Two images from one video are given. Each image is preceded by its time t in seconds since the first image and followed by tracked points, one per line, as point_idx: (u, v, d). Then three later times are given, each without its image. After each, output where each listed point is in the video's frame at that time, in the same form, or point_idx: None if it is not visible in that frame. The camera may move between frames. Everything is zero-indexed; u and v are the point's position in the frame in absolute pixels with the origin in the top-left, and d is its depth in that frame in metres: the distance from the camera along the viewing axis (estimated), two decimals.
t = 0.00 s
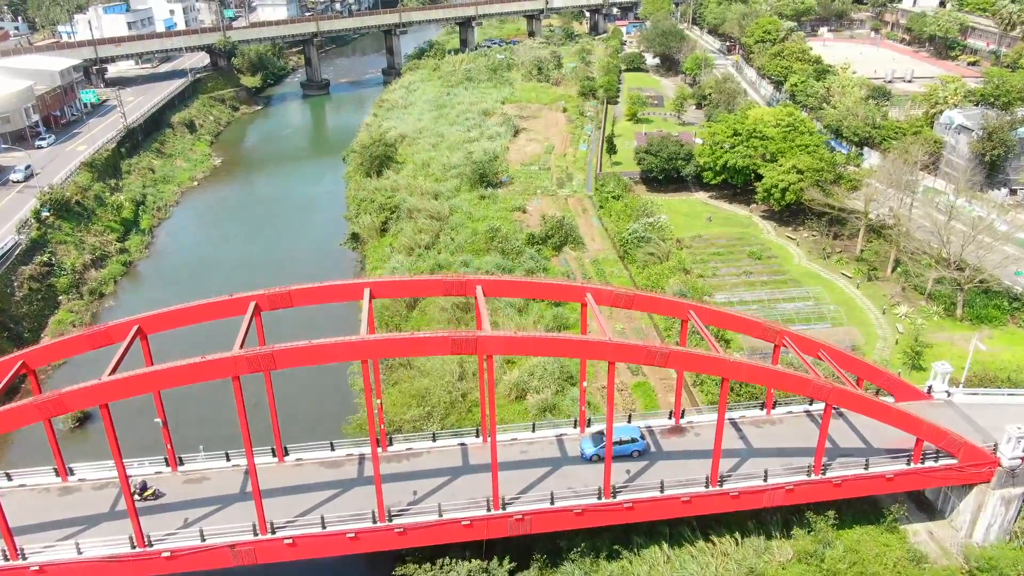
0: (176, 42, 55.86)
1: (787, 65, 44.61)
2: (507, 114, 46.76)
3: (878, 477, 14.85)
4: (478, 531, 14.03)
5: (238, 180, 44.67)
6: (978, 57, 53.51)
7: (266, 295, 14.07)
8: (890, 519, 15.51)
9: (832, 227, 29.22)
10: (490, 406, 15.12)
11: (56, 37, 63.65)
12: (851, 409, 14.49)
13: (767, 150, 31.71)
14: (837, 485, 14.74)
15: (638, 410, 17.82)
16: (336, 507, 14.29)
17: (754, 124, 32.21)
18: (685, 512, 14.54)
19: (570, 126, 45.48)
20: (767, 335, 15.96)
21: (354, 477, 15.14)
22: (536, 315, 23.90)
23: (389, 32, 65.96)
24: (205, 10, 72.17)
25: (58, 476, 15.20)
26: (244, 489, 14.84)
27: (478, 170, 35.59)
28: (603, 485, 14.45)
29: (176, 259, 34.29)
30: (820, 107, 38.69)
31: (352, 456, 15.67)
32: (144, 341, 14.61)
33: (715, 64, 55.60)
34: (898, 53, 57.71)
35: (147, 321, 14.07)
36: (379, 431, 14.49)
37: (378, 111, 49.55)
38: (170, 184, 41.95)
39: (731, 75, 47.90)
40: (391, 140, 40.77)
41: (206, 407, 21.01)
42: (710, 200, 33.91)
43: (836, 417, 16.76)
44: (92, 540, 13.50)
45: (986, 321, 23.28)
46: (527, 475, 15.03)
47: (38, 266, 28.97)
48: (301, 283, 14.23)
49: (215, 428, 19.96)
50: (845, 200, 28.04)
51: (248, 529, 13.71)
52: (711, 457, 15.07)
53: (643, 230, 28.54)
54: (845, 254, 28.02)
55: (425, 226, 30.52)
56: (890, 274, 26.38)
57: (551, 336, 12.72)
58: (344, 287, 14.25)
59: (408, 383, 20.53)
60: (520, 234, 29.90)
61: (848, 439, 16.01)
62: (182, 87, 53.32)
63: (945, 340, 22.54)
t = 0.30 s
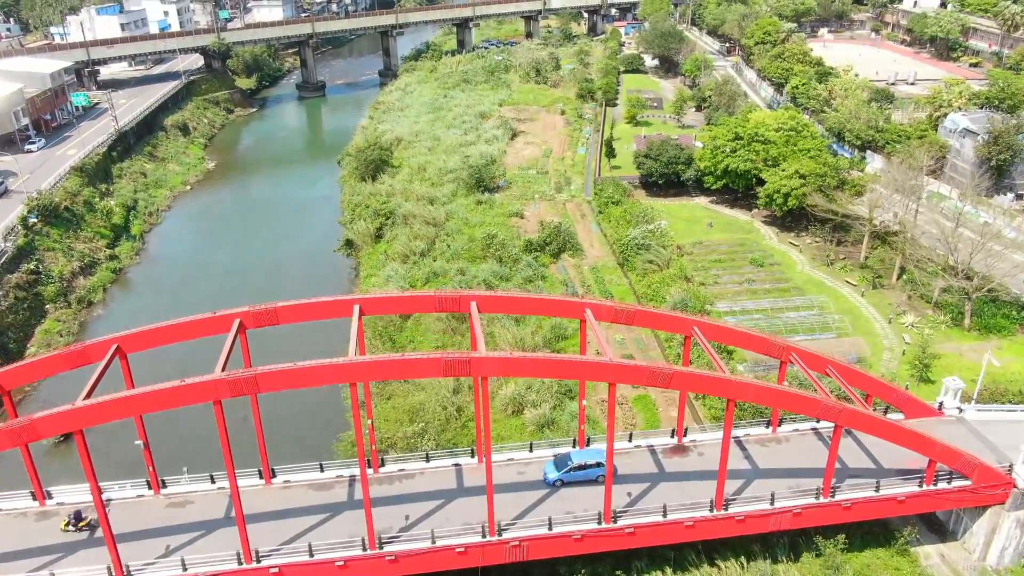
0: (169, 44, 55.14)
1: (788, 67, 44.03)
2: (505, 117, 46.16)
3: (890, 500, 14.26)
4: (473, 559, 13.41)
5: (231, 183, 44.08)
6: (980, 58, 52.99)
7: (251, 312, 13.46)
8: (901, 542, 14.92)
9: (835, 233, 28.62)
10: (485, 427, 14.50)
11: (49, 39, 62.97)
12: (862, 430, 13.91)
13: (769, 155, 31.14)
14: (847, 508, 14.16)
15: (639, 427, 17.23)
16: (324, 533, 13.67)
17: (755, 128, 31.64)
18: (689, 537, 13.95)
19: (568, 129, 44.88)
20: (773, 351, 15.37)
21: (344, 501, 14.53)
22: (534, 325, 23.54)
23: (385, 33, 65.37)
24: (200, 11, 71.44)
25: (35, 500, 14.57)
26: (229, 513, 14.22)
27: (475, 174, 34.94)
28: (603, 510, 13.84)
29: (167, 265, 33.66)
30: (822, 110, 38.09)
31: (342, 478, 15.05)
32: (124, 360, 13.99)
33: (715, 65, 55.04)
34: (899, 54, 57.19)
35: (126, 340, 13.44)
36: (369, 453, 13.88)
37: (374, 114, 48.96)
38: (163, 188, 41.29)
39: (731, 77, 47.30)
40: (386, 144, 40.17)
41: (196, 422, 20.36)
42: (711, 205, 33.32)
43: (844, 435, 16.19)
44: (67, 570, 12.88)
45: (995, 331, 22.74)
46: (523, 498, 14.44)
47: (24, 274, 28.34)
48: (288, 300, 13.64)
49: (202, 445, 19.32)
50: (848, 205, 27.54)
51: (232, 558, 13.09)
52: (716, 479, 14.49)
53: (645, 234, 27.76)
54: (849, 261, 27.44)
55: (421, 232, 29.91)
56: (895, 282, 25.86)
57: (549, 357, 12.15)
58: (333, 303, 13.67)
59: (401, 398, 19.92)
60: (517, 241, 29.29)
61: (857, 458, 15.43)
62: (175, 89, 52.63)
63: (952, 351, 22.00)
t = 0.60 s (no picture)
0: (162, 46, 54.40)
1: (789, 69, 43.42)
2: (502, 120, 45.54)
3: (904, 527, 13.63)
4: None
5: (224, 187, 43.39)
6: (982, 60, 52.46)
7: (233, 333, 12.80)
8: (915, 569, 14.29)
9: (840, 240, 27.99)
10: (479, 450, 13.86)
11: (41, 40, 62.23)
12: (874, 455, 13.27)
13: (772, 160, 30.48)
14: (859, 536, 13.52)
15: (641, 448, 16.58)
16: (311, 564, 13.01)
17: (757, 132, 30.98)
18: (694, 566, 13.30)
19: (567, 132, 44.25)
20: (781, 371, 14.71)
21: (333, 528, 13.86)
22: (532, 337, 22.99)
23: (382, 34, 64.77)
24: (195, 12, 70.72)
25: (8, 528, 13.89)
26: (211, 543, 13.54)
27: (472, 180, 34.25)
28: (604, 539, 13.18)
29: (157, 272, 32.95)
30: (825, 113, 37.48)
31: (331, 504, 14.39)
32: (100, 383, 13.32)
33: (715, 67, 54.47)
34: (901, 56, 56.64)
35: (102, 363, 12.77)
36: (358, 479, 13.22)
37: (370, 117, 48.33)
38: (154, 193, 40.56)
39: (731, 79, 46.71)
40: (382, 148, 39.52)
41: (181, 439, 19.67)
42: (712, 211, 32.66)
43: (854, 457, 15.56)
44: None
45: (1005, 342, 22.15)
46: (520, 526, 13.79)
47: (9, 283, 27.66)
48: (272, 319, 12.99)
49: (187, 464, 18.62)
50: (853, 212, 26.90)
51: None
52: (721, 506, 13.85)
53: (646, 241, 27.15)
54: (854, 269, 26.81)
55: (416, 239, 29.26)
56: (901, 290, 25.27)
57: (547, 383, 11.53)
58: (319, 323, 13.01)
59: (394, 414, 19.26)
60: (514, 248, 28.64)
61: (868, 482, 14.80)
62: (168, 91, 51.91)
63: (961, 364, 21.42)
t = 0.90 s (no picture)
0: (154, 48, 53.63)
1: (791, 72, 42.76)
2: (499, 123, 44.85)
3: (921, 559, 12.94)
4: None
5: (217, 192, 42.65)
6: (985, 62, 51.92)
7: (212, 358, 12.09)
8: None
9: (846, 248, 27.30)
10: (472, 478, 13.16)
11: (33, 42, 61.41)
12: (890, 485, 12.57)
13: (775, 165, 29.80)
14: (874, 569, 12.82)
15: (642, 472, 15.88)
16: None
17: (760, 136, 30.27)
18: None
19: (565, 136, 43.56)
20: (790, 394, 14.01)
21: (319, 561, 13.13)
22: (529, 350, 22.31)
23: (378, 36, 64.05)
24: (189, 14, 69.96)
25: None
26: None
27: (468, 185, 33.58)
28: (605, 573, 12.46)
29: (147, 280, 32.20)
30: (828, 116, 36.81)
31: (317, 535, 13.67)
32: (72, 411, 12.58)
33: (715, 69, 53.81)
34: (903, 58, 56.05)
35: (73, 390, 12.05)
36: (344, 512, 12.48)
37: (366, 120, 47.63)
38: (145, 198, 39.82)
39: (732, 81, 46.07)
40: (377, 153, 38.81)
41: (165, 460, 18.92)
42: (714, 217, 31.97)
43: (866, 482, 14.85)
44: None
45: (1017, 355, 21.49)
46: (515, 558, 13.09)
47: None
48: (253, 343, 12.27)
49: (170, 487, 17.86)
50: (859, 220, 26.23)
51: None
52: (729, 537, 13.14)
53: (647, 250, 26.46)
54: (860, 278, 26.14)
55: (411, 247, 28.54)
56: (909, 300, 24.60)
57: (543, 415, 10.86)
58: (303, 346, 12.30)
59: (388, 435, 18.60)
60: (511, 256, 27.95)
61: (882, 510, 14.11)
62: (161, 94, 51.14)
63: (973, 378, 20.76)
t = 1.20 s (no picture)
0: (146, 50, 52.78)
1: (793, 74, 42.03)
2: (496, 127, 44.10)
3: None
4: None
5: (209, 197, 41.85)
6: (989, 64, 51.24)
7: (186, 388, 11.31)
8: None
9: (852, 257, 26.58)
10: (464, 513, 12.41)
11: (24, 44, 60.51)
12: (909, 521, 11.82)
13: (779, 171, 29.07)
14: None
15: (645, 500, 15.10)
16: None
17: (763, 141, 29.53)
18: None
19: (563, 140, 42.82)
20: (802, 421, 13.24)
21: None
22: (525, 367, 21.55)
23: (374, 37, 63.30)
24: (183, 15, 69.11)
25: None
26: None
27: (464, 192, 32.84)
28: None
29: (135, 289, 31.37)
30: (832, 120, 36.08)
31: (301, 570, 12.91)
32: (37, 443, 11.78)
33: (716, 71, 53.08)
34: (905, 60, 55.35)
35: (38, 423, 11.25)
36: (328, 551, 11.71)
37: (361, 123, 46.86)
38: (135, 204, 39.02)
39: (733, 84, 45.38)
40: (371, 158, 38.06)
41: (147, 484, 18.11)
42: (716, 224, 31.23)
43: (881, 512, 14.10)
44: None
45: None
46: None
47: None
48: (230, 371, 11.50)
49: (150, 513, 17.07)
50: (866, 228, 25.50)
51: None
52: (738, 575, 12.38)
53: (647, 259, 25.69)
54: (867, 288, 25.41)
55: (405, 256, 27.77)
56: (917, 312, 23.88)
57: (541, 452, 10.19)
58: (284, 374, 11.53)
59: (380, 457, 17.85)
60: (508, 266, 27.21)
61: (898, 543, 13.36)
62: (153, 97, 50.31)
63: (986, 394, 20.03)
